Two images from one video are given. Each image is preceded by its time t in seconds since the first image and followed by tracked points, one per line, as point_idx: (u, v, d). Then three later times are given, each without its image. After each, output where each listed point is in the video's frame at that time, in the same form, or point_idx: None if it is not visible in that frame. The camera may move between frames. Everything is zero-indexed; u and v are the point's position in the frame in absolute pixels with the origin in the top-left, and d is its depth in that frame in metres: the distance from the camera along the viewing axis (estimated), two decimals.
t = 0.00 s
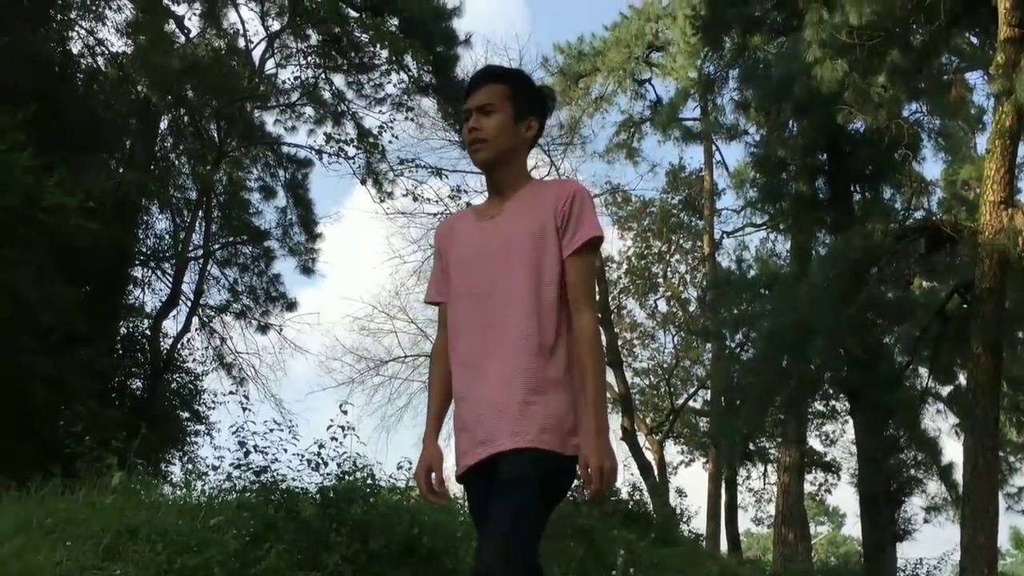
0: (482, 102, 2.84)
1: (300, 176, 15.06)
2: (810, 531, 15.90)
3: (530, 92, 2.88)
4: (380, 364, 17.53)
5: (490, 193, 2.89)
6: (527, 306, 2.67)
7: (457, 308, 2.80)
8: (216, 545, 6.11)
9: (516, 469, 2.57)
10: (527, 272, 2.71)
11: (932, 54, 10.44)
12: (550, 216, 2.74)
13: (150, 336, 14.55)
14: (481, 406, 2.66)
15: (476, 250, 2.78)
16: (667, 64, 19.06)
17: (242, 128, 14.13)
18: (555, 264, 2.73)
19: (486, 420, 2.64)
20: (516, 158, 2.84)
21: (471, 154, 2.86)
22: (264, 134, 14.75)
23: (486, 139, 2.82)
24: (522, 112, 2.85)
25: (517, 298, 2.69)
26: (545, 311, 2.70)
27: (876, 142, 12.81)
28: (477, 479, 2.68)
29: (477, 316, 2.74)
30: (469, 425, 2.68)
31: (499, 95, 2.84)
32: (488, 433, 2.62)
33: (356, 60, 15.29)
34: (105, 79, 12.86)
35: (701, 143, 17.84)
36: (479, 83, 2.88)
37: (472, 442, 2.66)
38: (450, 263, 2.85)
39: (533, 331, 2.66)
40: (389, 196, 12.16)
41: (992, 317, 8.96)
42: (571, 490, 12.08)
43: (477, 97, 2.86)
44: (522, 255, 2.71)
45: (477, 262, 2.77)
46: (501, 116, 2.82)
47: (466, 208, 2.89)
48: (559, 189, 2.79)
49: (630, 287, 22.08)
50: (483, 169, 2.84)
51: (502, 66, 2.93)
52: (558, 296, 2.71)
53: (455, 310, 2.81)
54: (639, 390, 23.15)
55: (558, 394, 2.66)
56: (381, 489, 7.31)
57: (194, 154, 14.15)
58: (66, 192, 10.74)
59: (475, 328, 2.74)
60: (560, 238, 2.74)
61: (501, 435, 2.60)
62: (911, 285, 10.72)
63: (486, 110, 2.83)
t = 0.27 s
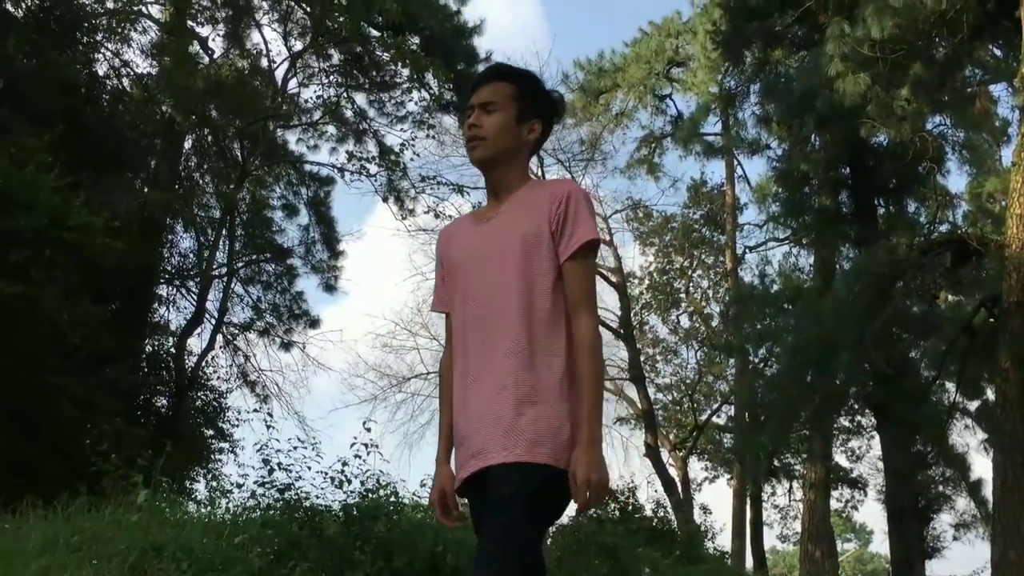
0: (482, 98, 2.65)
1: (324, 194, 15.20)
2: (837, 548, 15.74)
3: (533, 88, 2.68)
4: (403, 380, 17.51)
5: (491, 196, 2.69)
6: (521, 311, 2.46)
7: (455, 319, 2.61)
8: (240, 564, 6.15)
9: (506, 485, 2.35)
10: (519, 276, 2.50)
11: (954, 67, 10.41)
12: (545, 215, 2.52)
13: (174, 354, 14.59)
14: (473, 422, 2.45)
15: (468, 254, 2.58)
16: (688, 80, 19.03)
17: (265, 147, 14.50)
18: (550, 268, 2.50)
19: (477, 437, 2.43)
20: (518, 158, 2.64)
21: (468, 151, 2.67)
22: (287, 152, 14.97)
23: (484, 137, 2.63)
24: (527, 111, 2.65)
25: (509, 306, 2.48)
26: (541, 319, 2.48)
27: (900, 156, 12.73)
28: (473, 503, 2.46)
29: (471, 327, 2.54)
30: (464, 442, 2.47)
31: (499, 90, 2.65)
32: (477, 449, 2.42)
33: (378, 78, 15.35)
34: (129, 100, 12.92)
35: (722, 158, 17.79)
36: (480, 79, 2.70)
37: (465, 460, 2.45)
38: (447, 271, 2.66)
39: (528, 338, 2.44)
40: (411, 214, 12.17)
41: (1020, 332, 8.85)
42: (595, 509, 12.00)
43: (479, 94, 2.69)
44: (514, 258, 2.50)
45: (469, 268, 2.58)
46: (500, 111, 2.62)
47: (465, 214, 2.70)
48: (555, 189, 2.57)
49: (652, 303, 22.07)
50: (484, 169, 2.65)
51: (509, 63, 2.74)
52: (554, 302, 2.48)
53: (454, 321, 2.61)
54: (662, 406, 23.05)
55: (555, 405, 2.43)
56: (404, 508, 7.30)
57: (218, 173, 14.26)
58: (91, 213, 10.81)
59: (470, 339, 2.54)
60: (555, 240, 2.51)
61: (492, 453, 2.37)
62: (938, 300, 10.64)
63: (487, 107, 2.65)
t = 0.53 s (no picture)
0: (483, 87, 2.64)
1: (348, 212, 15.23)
2: (867, 566, 15.59)
3: (536, 80, 2.66)
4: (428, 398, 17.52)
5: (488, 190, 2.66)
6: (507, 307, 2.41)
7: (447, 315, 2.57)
8: None
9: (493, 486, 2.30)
10: (505, 270, 2.45)
11: (981, 78, 10.19)
12: (532, 206, 2.47)
13: (201, 373, 14.66)
14: (460, 420, 2.41)
15: (460, 250, 2.55)
16: (711, 95, 19.05)
17: (291, 166, 14.38)
18: (534, 261, 2.45)
19: (462, 436, 2.39)
20: (518, 150, 2.62)
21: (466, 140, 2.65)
22: (311, 172, 14.81)
23: (483, 126, 2.61)
24: (527, 102, 2.63)
25: (497, 302, 2.43)
26: (526, 313, 2.42)
27: (925, 168, 12.65)
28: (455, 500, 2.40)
29: (460, 324, 2.50)
30: (451, 442, 2.42)
31: (501, 79, 2.63)
32: (461, 448, 2.37)
33: (401, 97, 15.48)
34: (157, 120, 13.14)
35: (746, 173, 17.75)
36: (484, 69, 2.69)
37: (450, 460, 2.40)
38: (441, 269, 2.63)
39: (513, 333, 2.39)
40: (435, 231, 12.19)
41: None
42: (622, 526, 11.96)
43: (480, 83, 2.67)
44: (501, 252, 2.46)
45: (459, 265, 2.54)
46: (500, 101, 2.61)
47: (461, 208, 2.67)
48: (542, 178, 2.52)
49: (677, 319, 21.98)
50: (483, 159, 2.63)
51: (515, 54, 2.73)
52: (538, 296, 2.42)
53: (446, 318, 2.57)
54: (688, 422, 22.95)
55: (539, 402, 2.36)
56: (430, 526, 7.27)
57: (243, 193, 14.35)
58: (119, 233, 10.91)
59: (460, 336, 2.49)
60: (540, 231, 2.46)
61: (473, 454, 2.34)
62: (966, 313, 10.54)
63: (487, 95, 2.63)
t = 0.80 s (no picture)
0: (484, 88, 2.46)
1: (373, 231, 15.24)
2: None
3: (538, 80, 2.47)
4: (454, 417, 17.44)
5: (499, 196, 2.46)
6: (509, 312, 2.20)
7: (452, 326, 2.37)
8: None
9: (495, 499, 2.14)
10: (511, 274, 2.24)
11: (1010, 91, 10.05)
12: (540, 205, 2.26)
13: (228, 393, 14.66)
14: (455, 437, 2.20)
15: (467, 256, 2.36)
16: (736, 111, 18.97)
17: (316, 186, 14.44)
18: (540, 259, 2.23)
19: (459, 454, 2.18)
20: (524, 155, 2.42)
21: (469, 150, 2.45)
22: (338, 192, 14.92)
23: (485, 128, 2.42)
24: (529, 100, 2.43)
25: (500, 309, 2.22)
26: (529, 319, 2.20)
27: (955, 182, 12.50)
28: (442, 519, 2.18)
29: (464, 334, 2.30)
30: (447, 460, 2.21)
31: (501, 79, 2.44)
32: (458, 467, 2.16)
33: (426, 117, 15.57)
34: (185, 144, 13.30)
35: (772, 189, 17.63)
36: (487, 68, 2.51)
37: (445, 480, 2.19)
38: (449, 278, 2.43)
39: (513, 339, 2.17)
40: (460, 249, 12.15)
41: None
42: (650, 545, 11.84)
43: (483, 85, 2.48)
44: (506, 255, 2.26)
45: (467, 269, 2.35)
46: (502, 102, 2.42)
47: (472, 215, 2.47)
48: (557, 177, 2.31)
49: (703, 335, 21.81)
50: (487, 163, 2.43)
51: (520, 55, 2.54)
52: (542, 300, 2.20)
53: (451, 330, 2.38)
54: (715, 440, 22.76)
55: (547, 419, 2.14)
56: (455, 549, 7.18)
57: (270, 214, 14.60)
58: (146, 255, 10.96)
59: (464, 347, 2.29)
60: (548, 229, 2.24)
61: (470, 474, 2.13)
62: (1000, 329, 10.37)
63: (489, 97, 2.44)
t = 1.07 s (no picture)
0: (491, 96, 2.45)
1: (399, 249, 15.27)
2: None
3: (542, 87, 2.48)
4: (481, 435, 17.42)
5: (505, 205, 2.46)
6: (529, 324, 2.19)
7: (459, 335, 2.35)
8: None
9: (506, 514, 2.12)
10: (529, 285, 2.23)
11: None
12: (561, 217, 2.27)
13: (257, 411, 14.62)
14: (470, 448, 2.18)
15: (476, 264, 2.34)
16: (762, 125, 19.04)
17: (343, 206, 14.57)
18: (564, 273, 2.23)
19: (474, 467, 2.16)
20: (531, 163, 2.42)
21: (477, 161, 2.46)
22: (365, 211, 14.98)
23: (493, 136, 2.41)
24: (535, 109, 2.44)
25: (518, 319, 2.20)
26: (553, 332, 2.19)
27: (985, 195, 12.40)
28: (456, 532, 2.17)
29: (475, 344, 2.27)
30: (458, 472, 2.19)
31: (509, 89, 2.45)
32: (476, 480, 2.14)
33: (451, 135, 15.64)
34: (215, 163, 13.51)
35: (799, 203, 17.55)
36: (492, 76, 2.50)
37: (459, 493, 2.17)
38: (454, 285, 2.42)
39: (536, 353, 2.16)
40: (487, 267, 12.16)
41: None
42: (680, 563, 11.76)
43: (488, 92, 2.48)
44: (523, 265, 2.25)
45: (475, 280, 2.33)
46: (508, 111, 2.42)
47: (476, 222, 2.47)
48: (572, 188, 2.31)
49: (731, 351, 21.66)
50: (494, 171, 2.43)
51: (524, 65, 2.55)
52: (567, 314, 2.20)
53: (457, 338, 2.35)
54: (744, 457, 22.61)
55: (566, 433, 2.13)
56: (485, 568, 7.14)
57: (298, 233, 14.71)
58: (177, 274, 11.06)
59: (473, 356, 2.27)
60: (572, 244, 2.25)
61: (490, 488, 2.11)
62: None
63: (495, 105, 2.44)
